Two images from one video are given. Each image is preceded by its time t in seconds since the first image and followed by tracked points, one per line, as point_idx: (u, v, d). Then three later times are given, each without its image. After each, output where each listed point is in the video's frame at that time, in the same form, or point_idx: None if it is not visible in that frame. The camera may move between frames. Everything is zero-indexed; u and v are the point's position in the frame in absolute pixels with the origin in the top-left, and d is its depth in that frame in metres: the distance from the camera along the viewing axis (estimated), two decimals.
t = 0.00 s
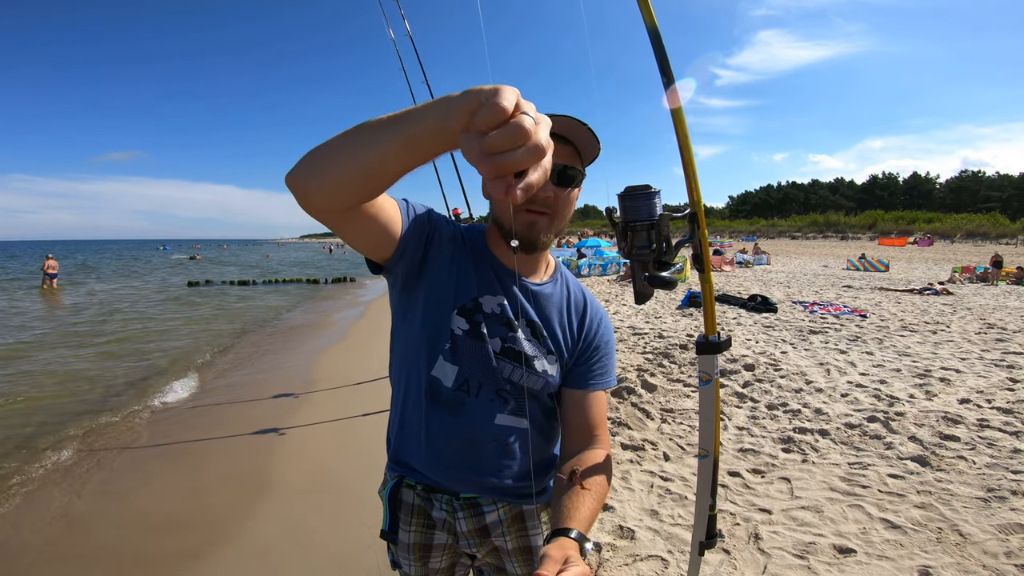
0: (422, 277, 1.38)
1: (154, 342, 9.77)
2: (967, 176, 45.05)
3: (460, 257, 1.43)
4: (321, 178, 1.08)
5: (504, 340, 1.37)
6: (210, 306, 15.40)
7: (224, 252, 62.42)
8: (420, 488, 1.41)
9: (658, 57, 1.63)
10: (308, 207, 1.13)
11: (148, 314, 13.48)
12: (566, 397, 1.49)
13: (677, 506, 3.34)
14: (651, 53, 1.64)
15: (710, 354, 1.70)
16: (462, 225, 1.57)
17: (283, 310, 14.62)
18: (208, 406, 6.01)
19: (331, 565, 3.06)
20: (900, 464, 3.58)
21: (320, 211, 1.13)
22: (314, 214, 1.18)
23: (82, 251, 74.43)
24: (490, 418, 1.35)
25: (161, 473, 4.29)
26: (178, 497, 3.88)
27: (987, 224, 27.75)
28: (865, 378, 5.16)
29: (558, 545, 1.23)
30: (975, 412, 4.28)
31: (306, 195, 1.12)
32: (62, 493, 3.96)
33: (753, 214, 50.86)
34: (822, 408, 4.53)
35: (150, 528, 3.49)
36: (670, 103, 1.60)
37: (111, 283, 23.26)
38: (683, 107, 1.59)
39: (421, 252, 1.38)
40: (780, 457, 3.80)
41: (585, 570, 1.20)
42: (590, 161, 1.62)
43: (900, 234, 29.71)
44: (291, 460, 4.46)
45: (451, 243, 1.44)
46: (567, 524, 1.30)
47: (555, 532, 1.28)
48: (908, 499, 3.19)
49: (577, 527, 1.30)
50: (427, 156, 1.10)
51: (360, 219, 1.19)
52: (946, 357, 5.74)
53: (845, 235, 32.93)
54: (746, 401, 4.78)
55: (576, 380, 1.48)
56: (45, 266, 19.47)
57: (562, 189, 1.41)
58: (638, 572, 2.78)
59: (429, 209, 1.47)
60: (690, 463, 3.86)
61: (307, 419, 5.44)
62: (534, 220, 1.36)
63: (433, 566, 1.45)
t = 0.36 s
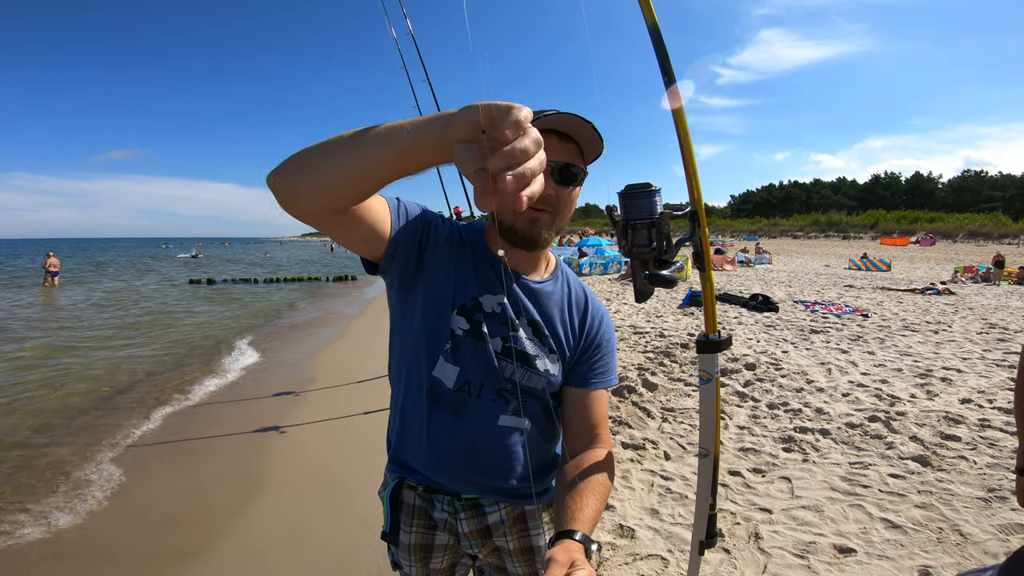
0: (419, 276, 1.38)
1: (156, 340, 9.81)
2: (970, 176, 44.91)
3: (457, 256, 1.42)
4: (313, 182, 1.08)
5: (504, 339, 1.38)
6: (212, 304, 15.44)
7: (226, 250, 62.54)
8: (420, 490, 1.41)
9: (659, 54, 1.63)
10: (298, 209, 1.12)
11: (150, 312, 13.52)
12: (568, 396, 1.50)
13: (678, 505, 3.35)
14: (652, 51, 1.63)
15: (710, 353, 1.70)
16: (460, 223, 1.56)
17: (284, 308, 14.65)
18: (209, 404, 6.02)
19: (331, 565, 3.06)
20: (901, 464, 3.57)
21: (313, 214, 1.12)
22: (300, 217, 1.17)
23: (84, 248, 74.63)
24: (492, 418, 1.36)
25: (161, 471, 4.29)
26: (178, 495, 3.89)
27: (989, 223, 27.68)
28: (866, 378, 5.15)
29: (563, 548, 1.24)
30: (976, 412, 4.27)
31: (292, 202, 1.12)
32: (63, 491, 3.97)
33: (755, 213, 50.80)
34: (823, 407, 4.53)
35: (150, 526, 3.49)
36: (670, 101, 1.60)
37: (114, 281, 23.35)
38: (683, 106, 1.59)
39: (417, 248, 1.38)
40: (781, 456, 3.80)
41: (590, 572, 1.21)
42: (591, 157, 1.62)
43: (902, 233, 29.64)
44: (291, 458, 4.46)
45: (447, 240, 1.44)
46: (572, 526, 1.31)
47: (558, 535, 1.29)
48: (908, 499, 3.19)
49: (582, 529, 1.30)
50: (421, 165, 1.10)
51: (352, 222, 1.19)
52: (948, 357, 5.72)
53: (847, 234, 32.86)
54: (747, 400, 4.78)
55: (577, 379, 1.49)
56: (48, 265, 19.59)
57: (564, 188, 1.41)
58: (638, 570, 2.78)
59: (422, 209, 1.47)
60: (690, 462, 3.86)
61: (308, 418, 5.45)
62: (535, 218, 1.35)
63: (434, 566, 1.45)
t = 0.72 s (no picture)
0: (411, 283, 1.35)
1: (158, 338, 9.83)
2: (973, 176, 44.74)
3: (448, 259, 1.39)
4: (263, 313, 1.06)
5: (506, 339, 1.37)
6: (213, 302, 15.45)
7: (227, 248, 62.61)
8: (424, 489, 1.41)
9: (663, 50, 1.62)
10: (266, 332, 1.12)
11: (152, 310, 13.54)
12: (576, 393, 1.48)
13: (678, 505, 3.34)
14: (656, 47, 1.63)
15: (713, 351, 1.70)
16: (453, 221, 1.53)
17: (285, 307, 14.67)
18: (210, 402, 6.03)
19: (332, 563, 3.06)
20: (903, 464, 3.56)
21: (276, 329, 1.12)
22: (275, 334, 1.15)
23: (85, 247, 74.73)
24: (495, 421, 1.36)
25: (160, 469, 4.29)
26: (178, 493, 3.89)
27: (991, 223, 27.58)
28: (868, 378, 5.14)
29: (573, 553, 1.24)
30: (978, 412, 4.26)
31: (262, 325, 1.09)
32: (64, 489, 3.98)
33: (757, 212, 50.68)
34: (824, 407, 4.52)
35: (149, 524, 3.49)
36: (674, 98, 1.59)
37: (115, 279, 23.37)
38: (687, 103, 1.58)
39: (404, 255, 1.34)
40: (782, 456, 3.79)
41: None
42: (596, 151, 1.60)
43: (905, 233, 29.54)
44: (290, 457, 4.46)
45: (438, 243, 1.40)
46: (583, 530, 1.31)
47: (570, 539, 1.29)
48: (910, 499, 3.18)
49: (593, 533, 1.30)
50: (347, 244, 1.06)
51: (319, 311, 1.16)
52: (950, 357, 5.71)
53: (849, 234, 32.80)
54: (748, 400, 4.77)
55: (585, 375, 1.47)
56: (50, 262, 19.59)
57: (564, 183, 1.42)
58: (639, 570, 2.77)
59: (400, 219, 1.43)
60: (691, 461, 3.86)
61: (309, 416, 5.45)
62: (533, 213, 1.39)
63: (437, 566, 1.45)
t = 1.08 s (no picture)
0: (411, 282, 1.36)
1: (159, 336, 9.86)
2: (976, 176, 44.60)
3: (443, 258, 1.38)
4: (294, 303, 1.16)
5: (501, 341, 1.37)
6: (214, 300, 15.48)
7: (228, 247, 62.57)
8: (422, 486, 1.41)
9: (663, 48, 1.61)
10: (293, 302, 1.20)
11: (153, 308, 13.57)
12: (578, 396, 1.48)
13: (679, 504, 3.34)
14: (657, 45, 1.62)
15: (714, 350, 1.69)
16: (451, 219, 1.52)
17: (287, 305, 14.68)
18: (212, 400, 6.04)
19: (332, 563, 3.05)
20: (904, 464, 3.56)
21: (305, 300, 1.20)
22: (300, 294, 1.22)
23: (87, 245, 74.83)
24: (490, 423, 1.36)
25: (163, 466, 4.31)
26: (180, 490, 3.91)
27: (994, 224, 27.48)
28: (869, 378, 5.13)
29: (578, 565, 1.23)
30: (979, 413, 4.26)
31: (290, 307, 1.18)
32: (66, 487, 3.99)
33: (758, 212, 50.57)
34: (826, 407, 4.51)
35: (151, 522, 3.50)
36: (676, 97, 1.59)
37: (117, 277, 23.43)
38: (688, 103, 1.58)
39: (404, 252, 1.34)
40: (783, 456, 3.79)
41: None
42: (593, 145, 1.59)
43: (907, 233, 29.44)
44: (292, 455, 4.47)
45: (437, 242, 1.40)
46: (587, 540, 1.29)
47: (573, 549, 1.28)
48: (911, 499, 3.17)
49: (597, 544, 1.29)
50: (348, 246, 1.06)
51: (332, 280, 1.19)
52: (952, 357, 5.70)
53: (851, 234, 32.73)
54: (749, 400, 4.77)
55: (585, 378, 1.46)
56: (51, 261, 19.61)
57: (563, 176, 1.42)
58: (638, 570, 2.77)
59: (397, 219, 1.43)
60: (692, 461, 3.85)
61: (310, 414, 5.45)
62: (530, 206, 1.39)
63: (435, 564, 1.45)
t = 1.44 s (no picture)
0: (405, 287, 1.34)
1: (158, 333, 9.86)
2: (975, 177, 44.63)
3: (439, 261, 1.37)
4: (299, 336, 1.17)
5: (497, 344, 1.37)
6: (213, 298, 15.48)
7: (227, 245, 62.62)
8: (417, 491, 1.40)
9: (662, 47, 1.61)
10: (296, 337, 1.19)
11: (152, 305, 13.56)
12: (572, 399, 1.48)
13: (676, 504, 3.34)
14: (656, 45, 1.62)
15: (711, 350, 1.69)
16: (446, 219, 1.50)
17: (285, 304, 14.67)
18: (210, 397, 6.04)
19: (330, 562, 3.05)
20: (901, 464, 3.57)
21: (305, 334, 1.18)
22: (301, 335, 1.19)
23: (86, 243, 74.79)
24: (486, 426, 1.35)
25: (162, 464, 4.31)
26: (179, 487, 3.92)
27: (993, 225, 27.50)
28: (867, 378, 5.14)
29: (569, 565, 1.24)
30: (976, 413, 4.26)
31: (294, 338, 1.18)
32: (62, 486, 3.98)
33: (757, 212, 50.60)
34: (823, 407, 4.52)
35: (150, 518, 3.51)
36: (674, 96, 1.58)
37: (116, 274, 23.41)
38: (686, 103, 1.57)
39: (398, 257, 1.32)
40: (780, 456, 3.79)
41: None
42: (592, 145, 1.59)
43: (906, 234, 29.47)
44: (290, 453, 4.47)
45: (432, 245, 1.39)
46: (578, 541, 1.29)
47: (564, 552, 1.28)
48: (907, 499, 3.18)
49: (588, 544, 1.29)
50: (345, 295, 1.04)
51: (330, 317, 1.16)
52: (949, 358, 5.71)
53: (850, 234, 32.78)
54: (747, 400, 4.77)
55: (582, 380, 1.46)
56: (48, 258, 19.58)
57: (567, 176, 1.41)
58: (634, 570, 2.77)
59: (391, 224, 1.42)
60: (689, 461, 3.86)
61: (307, 413, 5.45)
62: (536, 207, 1.37)
63: (430, 567, 1.45)
